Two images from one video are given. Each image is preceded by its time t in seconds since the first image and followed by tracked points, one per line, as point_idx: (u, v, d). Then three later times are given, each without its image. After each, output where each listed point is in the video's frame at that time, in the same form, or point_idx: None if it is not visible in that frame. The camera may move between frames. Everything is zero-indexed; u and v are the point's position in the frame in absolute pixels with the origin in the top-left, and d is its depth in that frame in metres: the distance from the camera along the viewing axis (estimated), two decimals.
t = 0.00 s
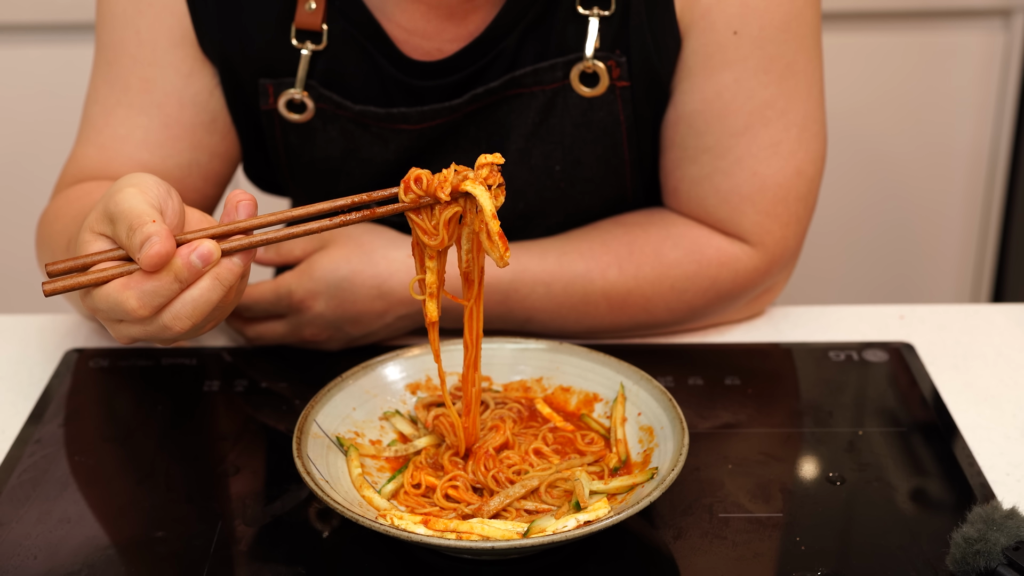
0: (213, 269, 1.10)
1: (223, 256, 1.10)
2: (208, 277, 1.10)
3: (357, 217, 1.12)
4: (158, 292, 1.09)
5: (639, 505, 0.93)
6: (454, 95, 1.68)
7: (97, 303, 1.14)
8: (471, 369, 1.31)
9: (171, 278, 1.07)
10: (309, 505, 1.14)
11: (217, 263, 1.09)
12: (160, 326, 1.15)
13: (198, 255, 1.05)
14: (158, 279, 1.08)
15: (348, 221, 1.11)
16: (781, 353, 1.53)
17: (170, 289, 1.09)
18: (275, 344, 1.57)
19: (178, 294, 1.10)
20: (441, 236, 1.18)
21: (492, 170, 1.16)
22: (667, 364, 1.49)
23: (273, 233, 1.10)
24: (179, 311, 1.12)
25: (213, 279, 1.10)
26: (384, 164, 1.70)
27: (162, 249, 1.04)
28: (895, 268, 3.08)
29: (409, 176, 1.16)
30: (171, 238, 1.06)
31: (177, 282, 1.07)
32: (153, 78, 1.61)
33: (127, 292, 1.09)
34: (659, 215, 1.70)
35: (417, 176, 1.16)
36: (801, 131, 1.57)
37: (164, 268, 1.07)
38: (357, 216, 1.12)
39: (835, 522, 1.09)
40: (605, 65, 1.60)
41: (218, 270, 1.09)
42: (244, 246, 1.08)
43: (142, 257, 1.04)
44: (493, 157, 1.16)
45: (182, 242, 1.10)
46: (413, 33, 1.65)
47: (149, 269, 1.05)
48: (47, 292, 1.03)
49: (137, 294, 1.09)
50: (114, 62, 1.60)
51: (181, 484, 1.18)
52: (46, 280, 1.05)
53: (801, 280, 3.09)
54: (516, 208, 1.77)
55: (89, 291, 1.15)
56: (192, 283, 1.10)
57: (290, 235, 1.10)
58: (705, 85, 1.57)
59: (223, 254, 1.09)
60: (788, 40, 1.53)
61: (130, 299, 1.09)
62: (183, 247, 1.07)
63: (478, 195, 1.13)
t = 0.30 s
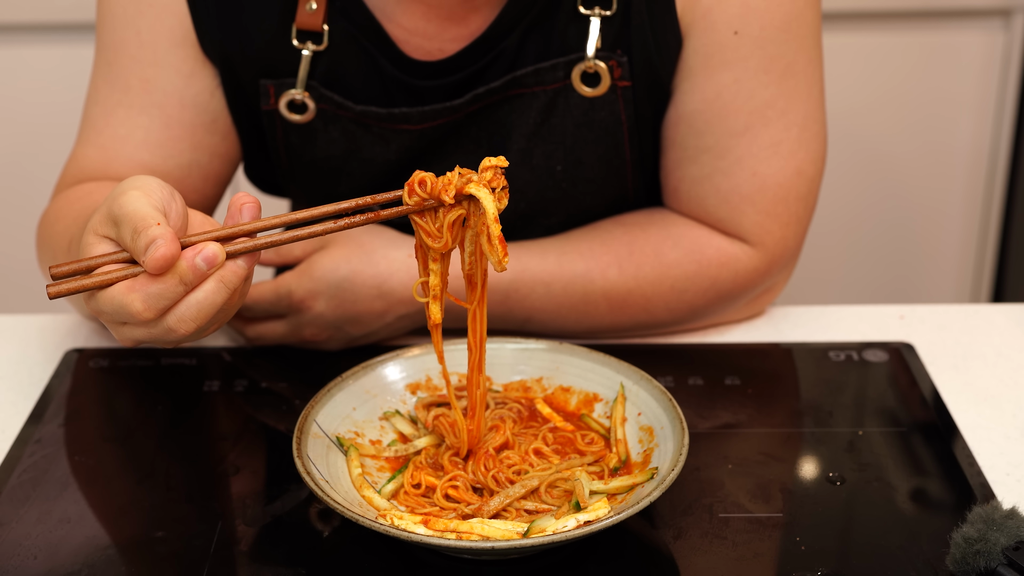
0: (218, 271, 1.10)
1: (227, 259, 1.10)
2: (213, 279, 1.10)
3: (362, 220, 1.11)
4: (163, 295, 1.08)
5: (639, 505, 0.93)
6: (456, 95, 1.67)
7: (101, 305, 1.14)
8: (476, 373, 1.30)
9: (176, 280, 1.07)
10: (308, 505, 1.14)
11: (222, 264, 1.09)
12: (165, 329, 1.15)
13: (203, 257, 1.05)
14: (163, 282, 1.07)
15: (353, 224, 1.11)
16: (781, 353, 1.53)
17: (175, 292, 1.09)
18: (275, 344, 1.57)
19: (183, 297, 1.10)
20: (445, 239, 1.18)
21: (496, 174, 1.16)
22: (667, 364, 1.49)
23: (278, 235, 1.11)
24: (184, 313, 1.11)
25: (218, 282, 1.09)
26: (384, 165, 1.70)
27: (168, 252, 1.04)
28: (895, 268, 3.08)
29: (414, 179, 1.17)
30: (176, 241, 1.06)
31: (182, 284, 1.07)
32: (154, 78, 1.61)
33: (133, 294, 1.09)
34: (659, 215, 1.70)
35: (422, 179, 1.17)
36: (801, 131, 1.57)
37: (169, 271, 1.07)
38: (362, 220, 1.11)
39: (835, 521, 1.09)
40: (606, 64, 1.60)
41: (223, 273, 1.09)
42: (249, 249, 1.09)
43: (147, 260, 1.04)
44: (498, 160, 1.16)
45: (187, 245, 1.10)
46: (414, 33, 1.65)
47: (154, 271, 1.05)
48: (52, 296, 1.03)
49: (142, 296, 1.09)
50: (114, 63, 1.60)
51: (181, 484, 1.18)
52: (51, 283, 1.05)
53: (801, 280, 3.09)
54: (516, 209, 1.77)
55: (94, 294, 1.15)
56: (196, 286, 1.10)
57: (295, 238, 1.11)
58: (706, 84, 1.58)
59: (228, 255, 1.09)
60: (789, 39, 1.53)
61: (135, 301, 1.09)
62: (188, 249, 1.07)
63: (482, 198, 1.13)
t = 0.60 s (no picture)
0: (214, 272, 1.10)
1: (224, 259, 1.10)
2: (208, 280, 1.10)
3: (359, 220, 1.11)
4: (159, 295, 1.08)
5: (639, 505, 0.93)
6: (454, 98, 1.67)
7: (97, 305, 1.14)
8: (475, 373, 1.30)
9: (172, 280, 1.07)
10: (308, 505, 1.14)
11: (218, 265, 1.09)
12: (161, 329, 1.15)
13: (199, 257, 1.05)
14: (159, 282, 1.07)
15: (350, 224, 1.11)
16: (781, 353, 1.53)
17: (171, 292, 1.09)
18: (275, 345, 1.57)
19: (179, 297, 1.10)
20: (442, 240, 1.18)
21: (493, 175, 1.17)
22: (667, 364, 1.49)
23: (274, 235, 1.11)
24: (180, 313, 1.11)
25: (214, 282, 1.10)
26: (384, 165, 1.70)
27: (164, 251, 1.03)
28: (895, 268, 3.08)
29: (410, 181, 1.17)
30: (173, 240, 1.06)
31: (178, 284, 1.07)
32: (153, 79, 1.61)
33: (129, 294, 1.09)
34: (658, 216, 1.70)
35: (419, 180, 1.17)
36: (801, 132, 1.57)
37: (166, 271, 1.07)
38: (359, 220, 1.11)
39: (835, 521, 1.09)
40: (604, 67, 1.60)
41: (219, 273, 1.10)
42: (245, 249, 1.09)
43: (143, 260, 1.04)
44: (494, 162, 1.16)
45: (183, 245, 1.10)
46: (413, 36, 1.65)
47: (151, 271, 1.05)
48: (48, 294, 1.03)
49: (138, 296, 1.09)
50: (114, 64, 1.60)
51: (181, 484, 1.18)
52: (47, 282, 1.05)
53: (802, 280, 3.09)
54: (516, 210, 1.77)
55: (90, 293, 1.15)
56: (192, 286, 1.10)
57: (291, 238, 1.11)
58: (705, 86, 1.57)
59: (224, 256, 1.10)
60: (788, 40, 1.53)
61: (130, 301, 1.09)
62: (185, 249, 1.07)
63: (478, 200, 1.13)
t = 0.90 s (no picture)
0: (218, 269, 1.10)
1: (228, 256, 1.10)
2: (212, 277, 1.10)
3: (364, 217, 1.11)
4: (163, 291, 1.09)
5: (639, 505, 0.93)
6: (456, 97, 1.67)
7: (101, 301, 1.14)
8: (476, 372, 1.31)
9: (176, 277, 1.07)
10: (308, 505, 1.14)
11: (222, 263, 1.10)
12: (165, 326, 1.15)
13: (203, 254, 1.05)
14: (163, 278, 1.07)
15: (354, 222, 1.11)
16: (781, 352, 1.53)
17: (175, 289, 1.09)
18: (275, 344, 1.57)
19: (183, 294, 1.11)
20: (446, 238, 1.18)
21: (497, 174, 1.16)
22: (668, 364, 1.49)
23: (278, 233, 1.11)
24: (184, 310, 1.12)
25: (218, 279, 1.10)
26: (385, 165, 1.70)
27: (169, 248, 1.04)
28: (895, 268, 3.08)
29: (414, 179, 1.16)
30: (177, 237, 1.06)
31: (182, 281, 1.07)
32: (154, 79, 1.61)
33: (133, 290, 1.09)
34: (659, 215, 1.70)
35: (423, 178, 1.16)
36: (801, 132, 1.57)
37: (170, 267, 1.07)
38: (365, 216, 1.11)
39: (835, 522, 1.09)
40: (607, 66, 1.60)
41: (223, 270, 1.10)
42: (249, 247, 1.09)
43: (147, 257, 1.04)
44: (498, 160, 1.16)
45: (187, 242, 1.10)
46: (414, 36, 1.65)
47: (155, 268, 1.05)
48: (52, 291, 1.02)
49: (143, 292, 1.09)
50: (115, 63, 1.60)
51: (181, 484, 1.18)
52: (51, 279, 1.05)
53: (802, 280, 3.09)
54: (516, 210, 1.77)
55: (93, 290, 1.15)
56: (196, 283, 1.10)
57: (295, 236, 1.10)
58: (706, 85, 1.57)
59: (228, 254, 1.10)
60: (789, 40, 1.53)
61: (135, 297, 1.09)
62: (189, 246, 1.07)
63: (483, 198, 1.13)
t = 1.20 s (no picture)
0: (218, 269, 1.10)
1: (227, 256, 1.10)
2: (212, 277, 1.10)
3: (363, 220, 1.11)
4: (163, 291, 1.09)
5: (639, 505, 0.93)
6: (455, 98, 1.67)
7: (101, 302, 1.14)
8: (475, 372, 1.31)
9: (175, 277, 1.07)
10: (308, 505, 1.14)
11: (222, 263, 1.10)
12: (164, 326, 1.15)
13: (203, 255, 1.05)
14: (163, 278, 1.07)
15: (354, 223, 1.11)
16: (781, 352, 1.53)
17: (174, 289, 1.09)
18: (275, 344, 1.57)
19: (182, 294, 1.11)
20: (445, 239, 1.18)
21: (497, 175, 1.17)
22: (668, 364, 1.49)
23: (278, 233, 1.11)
24: (183, 310, 1.12)
25: (217, 279, 1.10)
26: (385, 165, 1.70)
27: (169, 248, 1.03)
28: (895, 268, 3.09)
29: (414, 180, 1.17)
30: (176, 237, 1.06)
31: (182, 281, 1.07)
32: (154, 79, 1.60)
33: (132, 290, 1.09)
34: (659, 215, 1.70)
35: (422, 180, 1.17)
36: (801, 132, 1.57)
37: (169, 268, 1.07)
38: (363, 219, 1.11)
39: (835, 522, 1.09)
40: (605, 67, 1.60)
41: (222, 271, 1.10)
42: (249, 247, 1.09)
43: (147, 257, 1.03)
44: (498, 162, 1.16)
45: (187, 242, 1.10)
46: (414, 36, 1.65)
47: (154, 268, 1.05)
48: (51, 291, 1.02)
49: (142, 292, 1.09)
50: (114, 63, 1.60)
51: (181, 484, 1.18)
52: (51, 279, 1.04)
53: (802, 280, 3.09)
54: (517, 210, 1.77)
55: (93, 290, 1.15)
56: (196, 283, 1.10)
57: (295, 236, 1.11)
58: (706, 85, 1.57)
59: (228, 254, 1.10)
60: (789, 40, 1.53)
61: (134, 297, 1.09)
62: (188, 247, 1.07)
63: (483, 199, 1.13)
